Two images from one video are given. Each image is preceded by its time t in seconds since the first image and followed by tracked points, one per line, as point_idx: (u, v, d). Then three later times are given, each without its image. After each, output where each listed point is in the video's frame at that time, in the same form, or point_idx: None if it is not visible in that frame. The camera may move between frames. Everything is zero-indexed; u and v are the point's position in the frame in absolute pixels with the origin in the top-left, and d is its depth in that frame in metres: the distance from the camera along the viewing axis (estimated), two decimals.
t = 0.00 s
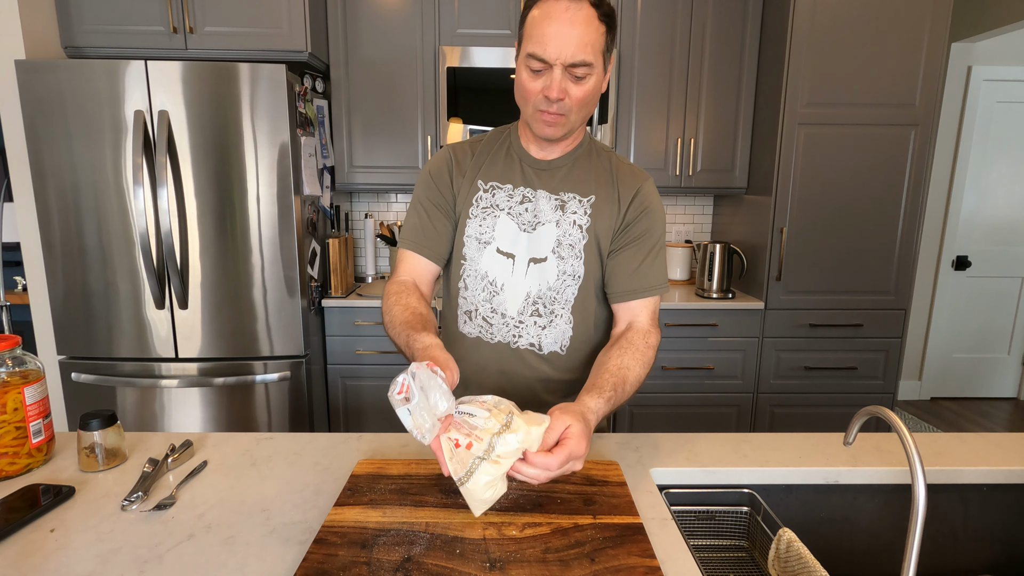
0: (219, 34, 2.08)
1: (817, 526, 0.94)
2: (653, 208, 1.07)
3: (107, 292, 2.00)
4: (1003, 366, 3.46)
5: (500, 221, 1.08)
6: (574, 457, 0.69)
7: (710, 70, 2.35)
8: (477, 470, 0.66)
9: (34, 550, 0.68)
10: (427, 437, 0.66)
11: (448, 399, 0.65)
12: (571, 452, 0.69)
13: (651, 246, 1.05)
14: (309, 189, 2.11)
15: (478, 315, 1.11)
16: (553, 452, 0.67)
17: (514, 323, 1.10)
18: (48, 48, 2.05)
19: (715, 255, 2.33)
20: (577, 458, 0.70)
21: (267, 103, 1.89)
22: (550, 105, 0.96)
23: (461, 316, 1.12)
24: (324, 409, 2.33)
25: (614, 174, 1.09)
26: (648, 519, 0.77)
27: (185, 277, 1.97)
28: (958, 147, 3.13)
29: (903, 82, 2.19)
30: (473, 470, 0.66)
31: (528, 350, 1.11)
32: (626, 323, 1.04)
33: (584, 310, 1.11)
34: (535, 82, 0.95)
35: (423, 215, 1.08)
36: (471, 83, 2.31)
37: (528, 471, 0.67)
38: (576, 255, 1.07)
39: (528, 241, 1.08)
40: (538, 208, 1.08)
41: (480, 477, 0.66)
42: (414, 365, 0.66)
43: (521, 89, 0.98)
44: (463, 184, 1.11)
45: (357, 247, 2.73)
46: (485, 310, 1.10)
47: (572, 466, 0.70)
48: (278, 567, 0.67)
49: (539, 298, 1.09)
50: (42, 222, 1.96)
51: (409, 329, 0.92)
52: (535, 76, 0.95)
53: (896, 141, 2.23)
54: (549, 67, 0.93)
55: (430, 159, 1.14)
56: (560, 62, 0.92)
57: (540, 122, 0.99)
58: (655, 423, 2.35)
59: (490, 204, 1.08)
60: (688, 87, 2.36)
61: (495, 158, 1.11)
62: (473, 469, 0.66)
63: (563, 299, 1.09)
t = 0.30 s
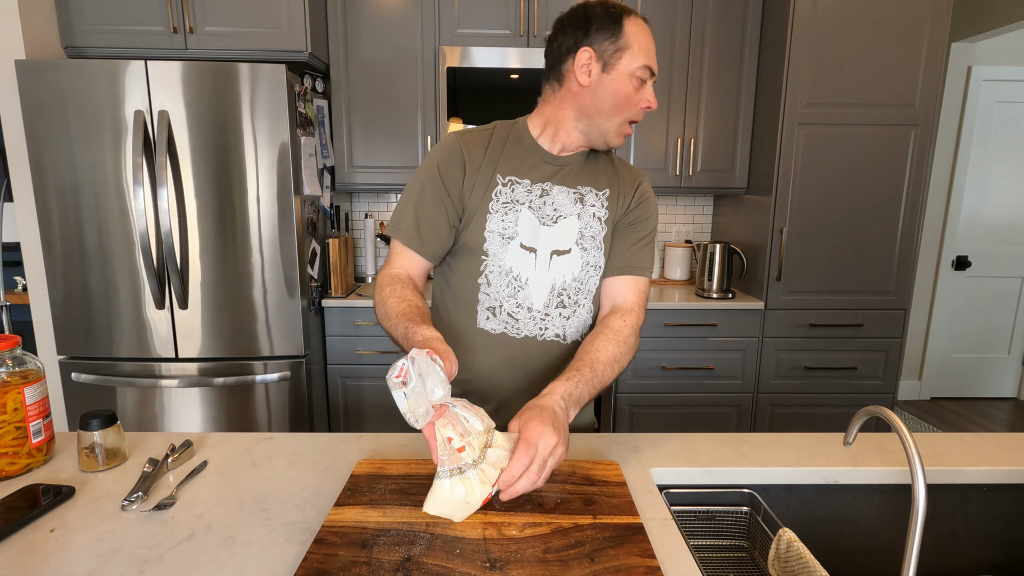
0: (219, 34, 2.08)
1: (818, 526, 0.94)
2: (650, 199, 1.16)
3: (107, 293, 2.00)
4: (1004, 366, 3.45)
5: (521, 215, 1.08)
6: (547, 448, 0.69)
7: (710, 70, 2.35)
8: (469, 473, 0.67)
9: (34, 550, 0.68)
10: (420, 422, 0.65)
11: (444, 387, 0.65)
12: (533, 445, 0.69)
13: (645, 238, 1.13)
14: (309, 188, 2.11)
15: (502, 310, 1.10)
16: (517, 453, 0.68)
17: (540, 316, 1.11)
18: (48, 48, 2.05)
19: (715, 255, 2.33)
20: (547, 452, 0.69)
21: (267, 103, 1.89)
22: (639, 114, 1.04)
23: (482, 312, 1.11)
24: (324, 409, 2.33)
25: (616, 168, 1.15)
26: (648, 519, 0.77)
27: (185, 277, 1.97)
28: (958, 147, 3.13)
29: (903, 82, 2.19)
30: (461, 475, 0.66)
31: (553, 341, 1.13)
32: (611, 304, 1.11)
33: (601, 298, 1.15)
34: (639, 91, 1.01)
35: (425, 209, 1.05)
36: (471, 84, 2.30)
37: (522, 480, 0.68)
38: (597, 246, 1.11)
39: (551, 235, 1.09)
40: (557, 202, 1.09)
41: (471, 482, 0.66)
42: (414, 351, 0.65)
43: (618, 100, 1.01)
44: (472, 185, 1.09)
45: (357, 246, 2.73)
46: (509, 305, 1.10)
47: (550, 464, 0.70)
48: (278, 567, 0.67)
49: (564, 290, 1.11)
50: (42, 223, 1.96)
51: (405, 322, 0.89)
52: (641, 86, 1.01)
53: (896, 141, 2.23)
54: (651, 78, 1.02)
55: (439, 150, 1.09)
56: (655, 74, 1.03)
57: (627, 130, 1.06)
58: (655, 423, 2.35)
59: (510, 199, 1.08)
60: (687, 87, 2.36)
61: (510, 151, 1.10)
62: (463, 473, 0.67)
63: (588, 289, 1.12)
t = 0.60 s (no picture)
0: (219, 34, 2.08)
1: (818, 526, 0.94)
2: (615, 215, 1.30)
3: (107, 293, 2.00)
4: (1004, 366, 3.45)
5: (547, 232, 1.07)
6: (542, 424, 0.73)
7: (710, 70, 2.35)
8: (474, 488, 0.70)
9: (34, 550, 0.68)
10: (417, 464, 0.64)
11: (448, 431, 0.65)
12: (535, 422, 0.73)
13: (608, 245, 1.28)
14: (309, 188, 2.11)
15: (518, 318, 1.10)
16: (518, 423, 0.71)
17: (549, 325, 1.15)
18: (48, 48, 2.05)
19: (715, 255, 2.33)
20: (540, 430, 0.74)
21: (267, 103, 1.89)
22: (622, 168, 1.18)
23: (498, 318, 1.09)
24: (324, 409, 2.33)
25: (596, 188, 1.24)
26: (648, 519, 0.77)
27: (185, 277, 1.97)
28: (958, 147, 3.13)
29: (903, 82, 2.19)
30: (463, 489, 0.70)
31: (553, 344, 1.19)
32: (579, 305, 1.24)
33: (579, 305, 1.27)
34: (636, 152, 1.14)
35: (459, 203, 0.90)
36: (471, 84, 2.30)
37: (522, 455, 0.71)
38: (591, 262, 1.20)
39: (566, 252, 1.12)
40: (571, 221, 1.11)
41: (476, 496, 0.70)
42: (423, 389, 0.63)
43: (625, 156, 1.12)
44: (503, 194, 1.00)
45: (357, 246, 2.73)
46: (525, 315, 1.11)
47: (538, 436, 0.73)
48: (278, 568, 0.67)
49: (567, 302, 1.17)
50: (42, 223, 1.96)
51: (405, 327, 0.77)
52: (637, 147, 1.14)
53: (896, 141, 2.23)
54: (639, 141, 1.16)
55: (477, 137, 0.95)
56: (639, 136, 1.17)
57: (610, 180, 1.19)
58: (655, 423, 2.35)
59: (541, 217, 1.05)
60: (688, 87, 2.36)
61: (542, 167, 1.05)
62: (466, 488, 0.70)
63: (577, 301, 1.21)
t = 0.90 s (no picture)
0: (219, 34, 2.08)
1: (818, 526, 0.94)
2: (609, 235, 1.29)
3: (107, 293, 2.00)
4: (1004, 366, 3.45)
5: (548, 257, 1.07)
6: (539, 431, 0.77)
7: (711, 70, 2.34)
8: (479, 496, 0.70)
9: (34, 550, 0.68)
10: (425, 479, 0.64)
11: (444, 437, 0.65)
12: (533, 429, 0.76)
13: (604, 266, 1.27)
14: (309, 188, 2.11)
15: (512, 335, 1.12)
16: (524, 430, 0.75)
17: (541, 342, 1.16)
18: (48, 48, 2.05)
19: (715, 255, 2.33)
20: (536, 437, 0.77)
21: (267, 103, 1.89)
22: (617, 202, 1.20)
23: (493, 334, 1.10)
24: (324, 409, 2.33)
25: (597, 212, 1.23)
26: (648, 519, 0.77)
27: (185, 277, 1.97)
28: (958, 148, 3.13)
29: (903, 81, 2.19)
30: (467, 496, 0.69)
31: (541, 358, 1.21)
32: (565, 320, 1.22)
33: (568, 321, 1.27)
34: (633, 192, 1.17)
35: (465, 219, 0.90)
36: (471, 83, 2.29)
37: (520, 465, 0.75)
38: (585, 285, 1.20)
39: (564, 276, 1.12)
40: (573, 246, 1.11)
41: (481, 503, 0.70)
42: (406, 406, 0.63)
43: (625, 195, 1.14)
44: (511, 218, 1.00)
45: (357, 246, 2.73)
46: (519, 332, 1.12)
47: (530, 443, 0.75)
48: (278, 568, 0.67)
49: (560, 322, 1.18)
50: (42, 223, 1.96)
51: (392, 339, 0.77)
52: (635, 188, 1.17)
53: (896, 141, 2.23)
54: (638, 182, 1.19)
55: (492, 157, 0.96)
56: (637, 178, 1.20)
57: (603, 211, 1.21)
58: (655, 423, 2.35)
59: (543, 244, 1.05)
60: (688, 87, 2.36)
61: (551, 194, 1.04)
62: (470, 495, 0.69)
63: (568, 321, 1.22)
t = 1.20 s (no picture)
0: (219, 33, 2.08)
1: (818, 526, 0.94)
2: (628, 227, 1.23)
3: (107, 293, 2.00)
4: (1004, 366, 3.45)
5: (544, 250, 1.05)
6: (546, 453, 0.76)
7: (711, 70, 2.35)
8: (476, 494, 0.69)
9: (34, 550, 0.68)
10: (417, 477, 0.64)
11: (433, 433, 0.65)
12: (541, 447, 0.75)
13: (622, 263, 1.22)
14: (309, 188, 2.11)
15: (513, 334, 1.10)
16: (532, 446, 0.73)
17: (546, 343, 1.13)
18: (48, 48, 2.05)
19: (715, 255, 2.33)
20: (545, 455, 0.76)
21: (267, 103, 1.89)
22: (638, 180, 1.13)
23: (492, 333, 1.09)
24: (325, 409, 2.33)
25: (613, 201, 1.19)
26: (648, 519, 0.77)
27: (185, 277, 1.97)
28: (958, 148, 3.13)
29: (903, 81, 2.19)
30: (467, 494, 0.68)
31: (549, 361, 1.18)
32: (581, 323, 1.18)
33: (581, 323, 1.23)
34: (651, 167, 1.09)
35: (446, 221, 0.91)
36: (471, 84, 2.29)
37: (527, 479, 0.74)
38: (596, 281, 1.16)
39: (566, 269, 1.09)
40: (574, 236, 1.08)
41: (478, 501, 0.69)
42: (396, 406, 0.63)
43: (637, 169, 1.06)
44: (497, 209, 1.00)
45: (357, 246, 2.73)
46: (520, 331, 1.10)
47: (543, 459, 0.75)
48: (277, 568, 0.67)
49: (568, 321, 1.14)
50: (42, 223, 1.96)
51: (386, 347, 0.80)
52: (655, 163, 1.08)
53: (896, 141, 2.23)
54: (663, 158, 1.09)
55: (466, 153, 0.96)
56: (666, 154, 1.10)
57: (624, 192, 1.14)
58: (655, 423, 2.35)
59: (537, 234, 1.04)
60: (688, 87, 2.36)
61: (540, 180, 1.03)
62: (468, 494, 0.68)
63: (581, 319, 1.17)
